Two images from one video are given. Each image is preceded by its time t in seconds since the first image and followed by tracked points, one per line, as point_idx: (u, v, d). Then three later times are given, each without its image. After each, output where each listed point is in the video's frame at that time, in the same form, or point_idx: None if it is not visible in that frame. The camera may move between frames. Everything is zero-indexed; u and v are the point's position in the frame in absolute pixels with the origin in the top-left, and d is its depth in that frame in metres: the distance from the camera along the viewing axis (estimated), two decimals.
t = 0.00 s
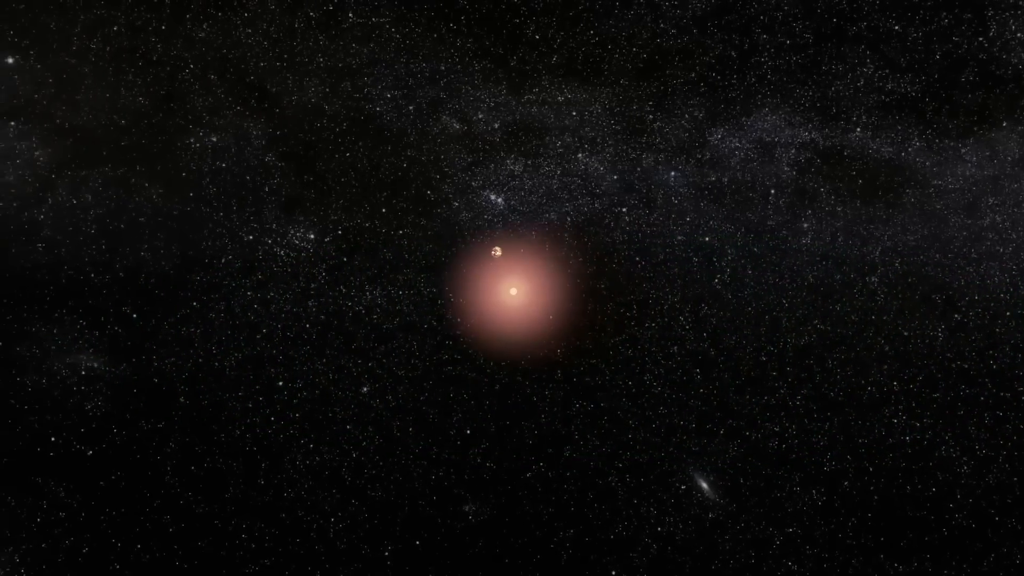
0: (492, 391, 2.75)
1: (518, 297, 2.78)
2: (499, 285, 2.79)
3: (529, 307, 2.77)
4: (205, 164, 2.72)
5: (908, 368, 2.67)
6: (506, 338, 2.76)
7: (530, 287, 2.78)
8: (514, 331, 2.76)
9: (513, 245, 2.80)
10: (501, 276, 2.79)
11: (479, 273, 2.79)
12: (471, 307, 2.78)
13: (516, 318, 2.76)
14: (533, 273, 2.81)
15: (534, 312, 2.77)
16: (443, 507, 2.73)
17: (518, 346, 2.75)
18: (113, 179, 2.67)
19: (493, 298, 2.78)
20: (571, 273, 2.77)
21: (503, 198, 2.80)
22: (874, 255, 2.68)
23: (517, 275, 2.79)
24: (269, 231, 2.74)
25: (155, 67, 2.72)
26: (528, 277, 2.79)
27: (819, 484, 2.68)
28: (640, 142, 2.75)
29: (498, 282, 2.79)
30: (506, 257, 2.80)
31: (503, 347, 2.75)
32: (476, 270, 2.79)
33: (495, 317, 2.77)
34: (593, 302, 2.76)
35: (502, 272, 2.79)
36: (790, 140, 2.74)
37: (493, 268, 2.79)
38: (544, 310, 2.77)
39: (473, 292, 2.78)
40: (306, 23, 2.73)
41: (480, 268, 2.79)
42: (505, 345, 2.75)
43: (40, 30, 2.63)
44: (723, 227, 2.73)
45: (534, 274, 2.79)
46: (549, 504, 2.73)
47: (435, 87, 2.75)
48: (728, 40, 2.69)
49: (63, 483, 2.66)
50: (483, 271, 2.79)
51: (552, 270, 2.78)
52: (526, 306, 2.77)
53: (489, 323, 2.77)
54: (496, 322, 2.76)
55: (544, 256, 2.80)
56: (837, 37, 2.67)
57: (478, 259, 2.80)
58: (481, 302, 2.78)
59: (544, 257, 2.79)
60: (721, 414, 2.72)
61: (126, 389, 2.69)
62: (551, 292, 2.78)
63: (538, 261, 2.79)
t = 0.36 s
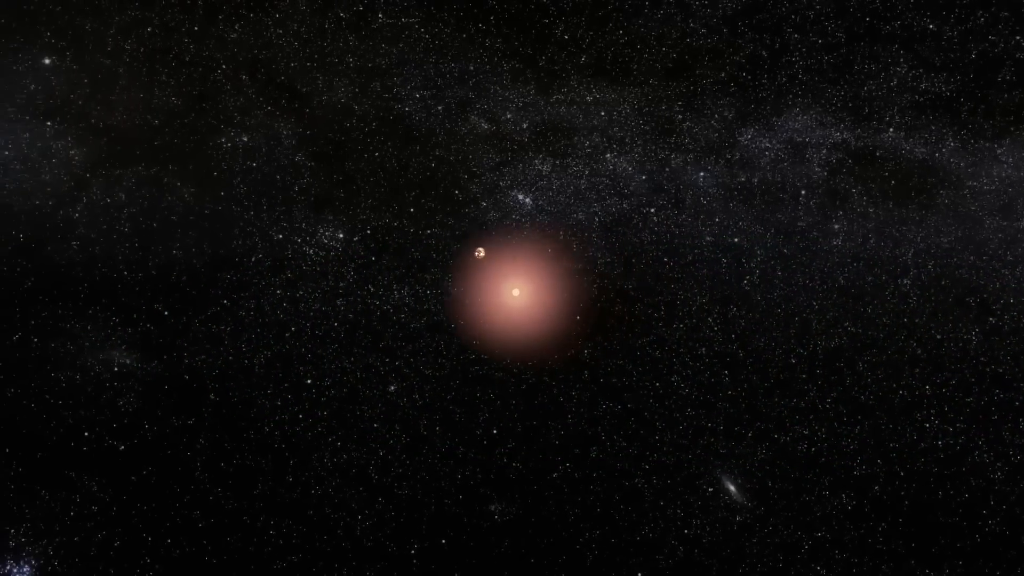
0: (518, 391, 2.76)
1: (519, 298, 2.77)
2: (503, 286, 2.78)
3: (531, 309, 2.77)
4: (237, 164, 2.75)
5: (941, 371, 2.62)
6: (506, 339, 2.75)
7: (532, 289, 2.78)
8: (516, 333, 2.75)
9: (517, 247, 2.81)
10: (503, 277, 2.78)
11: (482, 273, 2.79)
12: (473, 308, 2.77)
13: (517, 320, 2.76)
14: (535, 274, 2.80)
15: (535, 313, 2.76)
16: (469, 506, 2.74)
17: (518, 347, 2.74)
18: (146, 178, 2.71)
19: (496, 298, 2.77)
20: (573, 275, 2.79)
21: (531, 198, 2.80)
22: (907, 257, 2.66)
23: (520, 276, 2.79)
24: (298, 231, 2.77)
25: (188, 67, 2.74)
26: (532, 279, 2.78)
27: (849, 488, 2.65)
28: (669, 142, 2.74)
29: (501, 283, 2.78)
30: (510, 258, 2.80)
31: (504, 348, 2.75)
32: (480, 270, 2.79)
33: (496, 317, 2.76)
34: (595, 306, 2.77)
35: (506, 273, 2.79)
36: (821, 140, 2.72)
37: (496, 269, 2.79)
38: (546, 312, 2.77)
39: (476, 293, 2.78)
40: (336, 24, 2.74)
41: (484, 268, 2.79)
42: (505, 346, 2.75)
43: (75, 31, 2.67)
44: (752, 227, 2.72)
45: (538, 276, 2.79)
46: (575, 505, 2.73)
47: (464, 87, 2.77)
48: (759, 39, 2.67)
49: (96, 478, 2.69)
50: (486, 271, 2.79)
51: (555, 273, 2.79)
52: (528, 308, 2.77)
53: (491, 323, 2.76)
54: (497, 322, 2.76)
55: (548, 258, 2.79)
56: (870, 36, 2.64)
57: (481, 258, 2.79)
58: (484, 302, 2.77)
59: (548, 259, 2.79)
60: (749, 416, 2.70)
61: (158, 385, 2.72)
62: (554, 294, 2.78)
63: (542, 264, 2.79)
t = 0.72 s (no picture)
0: (545, 391, 2.75)
1: (522, 300, 2.76)
2: (506, 287, 2.78)
3: (534, 310, 2.76)
4: (267, 164, 2.77)
5: (975, 375, 2.59)
6: (510, 340, 2.75)
7: (535, 290, 2.77)
8: (521, 334, 2.75)
9: (521, 248, 2.79)
10: (507, 278, 2.77)
11: (485, 275, 2.78)
12: (478, 310, 2.77)
13: (521, 321, 2.75)
14: (540, 274, 2.79)
15: (539, 314, 2.75)
16: (496, 506, 2.74)
17: (523, 348, 2.74)
18: (178, 177, 2.74)
19: (499, 300, 2.77)
20: (577, 275, 2.75)
21: (559, 198, 2.79)
22: (940, 259, 2.62)
23: (524, 277, 2.78)
24: (328, 230, 2.79)
25: (220, 68, 2.77)
26: (536, 280, 2.77)
27: (879, 493, 2.62)
28: (698, 142, 2.73)
29: (505, 284, 2.77)
30: (513, 259, 2.78)
31: (508, 349, 2.75)
32: (483, 272, 2.78)
33: (500, 318, 2.76)
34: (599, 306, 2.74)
35: (510, 274, 2.78)
36: (853, 141, 2.69)
37: (499, 270, 2.78)
38: (549, 313, 2.75)
39: (479, 293, 2.78)
40: (366, 24, 2.76)
41: (488, 270, 2.78)
42: (510, 347, 2.75)
43: (111, 32, 2.72)
44: (782, 229, 2.70)
45: (542, 276, 2.77)
46: (601, 506, 2.72)
47: (493, 87, 2.77)
48: (790, 39, 2.65)
49: (127, 473, 2.73)
50: (490, 273, 2.78)
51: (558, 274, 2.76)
52: (531, 309, 2.76)
53: (495, 325, 2.76)
54: (501, 323, 2.76)
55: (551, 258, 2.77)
56: (903, 35, 2.63)
57: (484, 259, 2.79)
58: (487, 303, 2.77)
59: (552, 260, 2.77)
60: (777, 419, 2.68)
61: (188, 382, 2.75)
62: (557, 294, 2.75)
63: (545, 264, 2.77)
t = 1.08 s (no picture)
0: (571, 391, 2.75)
1: (526, 300, 2.77)
2: (510, 288, 2.79)
3: (537, 310, 2.77)
4: (297, 163, 2.79)
5: (1010, 379, 2.56)
6: (514, 341, 2.77)
7: (539, 291, 2.78)
8: (526, 335, 2.76)
9: (525, 249, 2.80)
10: (512, 279, 2.79)
11: (489, 276, 2.79)
12: (482, 311, 2.79)
13: (525, 322, 2.76)
14: (544, 275, 2.80)
15: (542, 315, 2.76)
16: (522, 505, 2.75)
17: (527, 349, 2.75)
18: (209, 176, 2.77)
19: (503, 301, 2.78)
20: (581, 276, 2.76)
21: (587, 198, 2.79)
22: (975, 261, 2.58)
23: (527, 278, 2.79)
24: (356, 229, 2.81)
25: (251, 68, 2.80)
26: (540, 281, 2.78)
27: (911, 498, 2.59)
28: (728, 143, 2.71)
29: (510, 286, 2.79)
30: (517, 261, 2.79)
31: (513, 350, 2.76)
32: (486, 273, 2.80)
33: (504, 319, 2.78)
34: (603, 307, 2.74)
35: (514, 275, 2.79)
36: (886, 141, 2.66)
37: (503, 272, 2.79)
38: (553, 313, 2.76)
39: (484, 294, 2.79)
40: (396, 24, 2.77)
41: (492, 272, 2.79)
42: (515, 347, 2.76)
43: (145, 33, 2.75)
44: (813, 230, 2.67)
45: (546, 277, 2.78)
46: (627, 508, 2.72)
47: (521, 87, 2.77)
48: (822, 38, 2.63)
49: (158, 468, 2.76)
50: (495, 275, 2.79)
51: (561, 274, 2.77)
52: (535, 309, 2.77)
53: (500, 326, 2.77)
54: (505, 324, 2.77)
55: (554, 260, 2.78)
56: (938, 34, 2.59)
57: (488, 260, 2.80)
58: (492, 303, 2.78)
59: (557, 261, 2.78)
60: (807, 422, 2.65)
61: (218, 379, 2.78)
62: (560, 295, 2.76)
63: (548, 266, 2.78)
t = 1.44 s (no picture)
0: (597, 391, 2.75)
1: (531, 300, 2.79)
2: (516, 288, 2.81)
3: (542, 311, 2.78)
4: (327, 163, 2.82)
5: None
6: (519, 340, 2.78)
7: (543, 291, 2.79)
8: (532, 335, 2.77)
9: (531, 250, 2.82)
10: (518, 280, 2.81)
11: (494, 277, 2.82)
12: (489, 311, 2.81)
13: (529, 322, 2.78)
14: (550, 276, 2.81)
15: (546, 315, 2.78)
16: (548, 506, 2.75)
17: (531, 348, 2.76)
18: (240, 176, 2.80)
19: (508, 301, 2.81)
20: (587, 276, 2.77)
21: (616, 198, 2.81)
22: (1010, 264, 2.55)
23: (533, 279, 2.81)
24: (385, 228, 2.83)
25: (282, 69, 2.81)
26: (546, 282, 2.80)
27: (943, 504, 2.56)
28: (758, 143, 2.70)
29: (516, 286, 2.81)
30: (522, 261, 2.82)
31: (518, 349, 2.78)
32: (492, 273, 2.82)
33: (509, 319, 2.79)
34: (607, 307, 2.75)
35: (520, 276, 2.82)
36: (920, 141, 2.63)
37: (509, 272, 2.82)
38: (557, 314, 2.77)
39: (490, 294, 2.82)
40: (425, 24, 2.77)
41: (498, 273, 2.82)
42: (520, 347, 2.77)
43: (179, 34, 2.77)
44: (844, 231, 2.64)
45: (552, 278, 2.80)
46: (654, 510, 2.71)
47: (550, 87, 2.78)
48: (855, 37, 2.60)
49: (189, 464, 2.79)
50: (501, 275, 2.82)
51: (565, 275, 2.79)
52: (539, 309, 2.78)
53: (506, 326, 2.79)
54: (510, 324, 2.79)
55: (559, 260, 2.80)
56: (974, 33, 2.54)
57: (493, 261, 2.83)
58: (497, 304, 2.81)
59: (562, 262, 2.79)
60: (836, 425, 2.63)
61: (248, 376, 2.81)
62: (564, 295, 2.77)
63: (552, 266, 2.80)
